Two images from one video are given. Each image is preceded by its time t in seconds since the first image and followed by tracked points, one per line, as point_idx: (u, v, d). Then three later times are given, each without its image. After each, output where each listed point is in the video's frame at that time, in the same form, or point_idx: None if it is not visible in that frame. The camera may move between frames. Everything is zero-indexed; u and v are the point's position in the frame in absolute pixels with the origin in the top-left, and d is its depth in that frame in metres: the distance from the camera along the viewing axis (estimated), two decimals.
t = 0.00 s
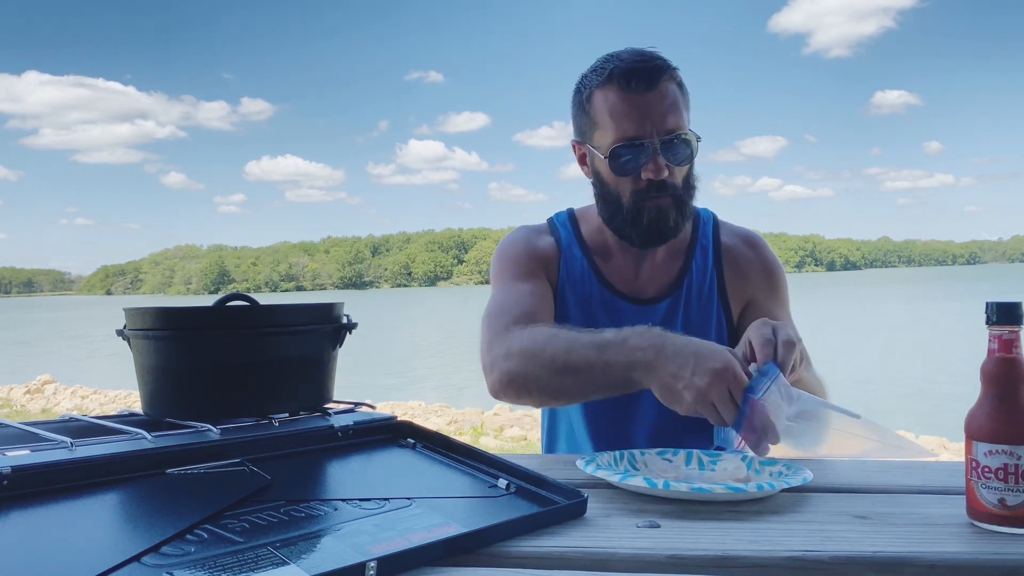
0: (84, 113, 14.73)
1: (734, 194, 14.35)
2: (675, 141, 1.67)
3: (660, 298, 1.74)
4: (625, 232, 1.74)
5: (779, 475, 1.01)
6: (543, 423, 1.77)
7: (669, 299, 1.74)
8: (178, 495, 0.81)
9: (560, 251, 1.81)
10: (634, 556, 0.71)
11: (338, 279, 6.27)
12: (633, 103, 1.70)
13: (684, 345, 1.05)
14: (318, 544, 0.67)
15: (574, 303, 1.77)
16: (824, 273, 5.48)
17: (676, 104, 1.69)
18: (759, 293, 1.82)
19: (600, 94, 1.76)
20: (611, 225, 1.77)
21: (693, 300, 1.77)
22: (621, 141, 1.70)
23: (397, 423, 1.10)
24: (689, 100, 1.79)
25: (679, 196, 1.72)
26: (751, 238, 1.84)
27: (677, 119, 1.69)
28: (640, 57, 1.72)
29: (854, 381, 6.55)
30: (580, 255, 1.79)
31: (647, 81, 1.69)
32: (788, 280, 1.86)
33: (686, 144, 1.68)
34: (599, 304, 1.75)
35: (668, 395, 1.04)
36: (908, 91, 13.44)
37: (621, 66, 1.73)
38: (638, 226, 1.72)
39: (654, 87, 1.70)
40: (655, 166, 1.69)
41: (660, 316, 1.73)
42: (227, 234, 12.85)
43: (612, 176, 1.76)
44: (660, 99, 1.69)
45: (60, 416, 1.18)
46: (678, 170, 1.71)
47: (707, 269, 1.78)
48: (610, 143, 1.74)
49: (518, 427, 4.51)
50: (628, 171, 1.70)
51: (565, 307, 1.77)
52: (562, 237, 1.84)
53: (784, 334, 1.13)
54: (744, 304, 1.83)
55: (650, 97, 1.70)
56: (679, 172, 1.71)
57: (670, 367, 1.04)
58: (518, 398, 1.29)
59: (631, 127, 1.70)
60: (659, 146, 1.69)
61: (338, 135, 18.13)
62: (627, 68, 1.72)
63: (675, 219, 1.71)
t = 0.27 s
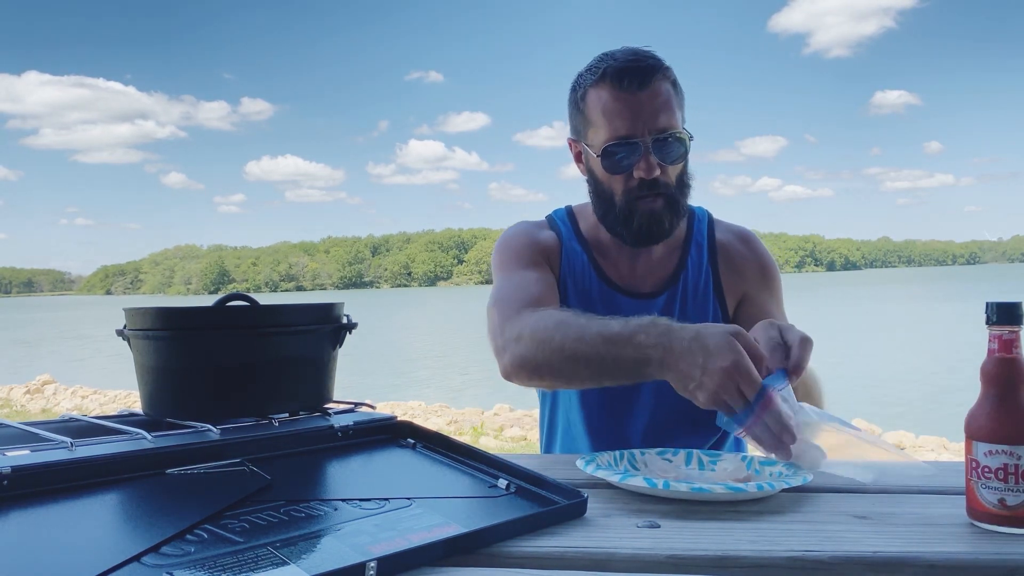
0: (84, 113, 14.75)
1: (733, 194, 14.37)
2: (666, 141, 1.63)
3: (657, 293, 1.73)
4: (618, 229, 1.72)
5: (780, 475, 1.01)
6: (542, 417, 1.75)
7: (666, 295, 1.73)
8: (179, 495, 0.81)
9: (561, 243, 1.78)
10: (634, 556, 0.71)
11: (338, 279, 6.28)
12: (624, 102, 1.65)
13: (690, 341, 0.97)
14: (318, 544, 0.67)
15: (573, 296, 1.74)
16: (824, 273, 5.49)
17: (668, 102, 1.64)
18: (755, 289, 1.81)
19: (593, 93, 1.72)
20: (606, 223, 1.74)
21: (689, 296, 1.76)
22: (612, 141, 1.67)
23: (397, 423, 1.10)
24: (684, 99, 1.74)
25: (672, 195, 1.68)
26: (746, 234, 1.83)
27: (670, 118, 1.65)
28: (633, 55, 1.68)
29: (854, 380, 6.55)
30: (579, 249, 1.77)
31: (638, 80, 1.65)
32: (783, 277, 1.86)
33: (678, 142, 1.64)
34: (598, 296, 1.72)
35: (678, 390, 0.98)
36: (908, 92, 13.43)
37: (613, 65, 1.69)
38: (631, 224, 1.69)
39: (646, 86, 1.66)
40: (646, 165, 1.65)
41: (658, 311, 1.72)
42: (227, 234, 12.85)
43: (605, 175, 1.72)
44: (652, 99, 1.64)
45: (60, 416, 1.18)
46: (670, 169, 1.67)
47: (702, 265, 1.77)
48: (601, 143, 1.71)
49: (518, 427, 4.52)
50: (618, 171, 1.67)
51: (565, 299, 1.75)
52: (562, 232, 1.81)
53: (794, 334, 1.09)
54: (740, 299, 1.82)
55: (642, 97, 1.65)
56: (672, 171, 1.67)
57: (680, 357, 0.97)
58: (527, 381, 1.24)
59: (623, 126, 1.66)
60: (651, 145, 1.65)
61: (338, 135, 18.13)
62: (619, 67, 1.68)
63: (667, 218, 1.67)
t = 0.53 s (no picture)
0: (84, 113, 14.73)
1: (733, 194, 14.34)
2: (666, 147, 1.62)
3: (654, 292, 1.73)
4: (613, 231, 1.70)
5: (779, 475, 1.01)
6: (540, 421, 1.76)
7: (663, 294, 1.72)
8: (179, 494, 0.81)
9: (556, 247, 1.76)
10: (634, 556, 0.71)
11: (338, 279, 6.27)
12: (627, 105, 1.63)
13: (669, 308, 1.03)
14: (318, 543, 0.67)
15: (570, 297, 1.73)
16: (824, 273, 5.49)
17: (672, 109, 1.63)
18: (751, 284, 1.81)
19: (597, 93, 1.69)
20: (602, 224, 1.73)
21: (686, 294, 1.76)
22: (612, 142, 1.65)
23: (397, 423, 1.11)
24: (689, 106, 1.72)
25: (669, 202, 1.67)
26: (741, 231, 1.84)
27: (671, 125, 1.63)
28: (641, 58, 1.66)
29: (852, 381, 6.55)
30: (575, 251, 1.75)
31: (644, 85, 1.63)
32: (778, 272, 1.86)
33: (679, 150, 1.62)
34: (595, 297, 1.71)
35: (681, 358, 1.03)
36: (907, 92, 13.43)
37: (621, 66, 1.66)
38: (625, 229, 1.67)
39: (651, 91, 1.64)
40: (644, 170, 1.63)
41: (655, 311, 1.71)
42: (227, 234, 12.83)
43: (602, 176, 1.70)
44: (656, 104, 1.62)
45: (61, 415, 1.18)
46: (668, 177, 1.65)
47: (699, 264, 1.77)
48: (600, 145, 1.69)
49: (518, 427, 4.52)
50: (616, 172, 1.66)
51: (562, 301, 1.73)
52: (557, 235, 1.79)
53: (817, 304, 1.09)
54: (737, 294, 1.83)
55: (646, 102, 1.63)
56: (671, 178, 1.66)
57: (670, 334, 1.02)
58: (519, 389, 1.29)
59: (623, 130, 1.64)
60: (651, 149, 1.63)
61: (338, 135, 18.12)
62: (626, 68, 1.65)
63: (662, 225, 1.66)
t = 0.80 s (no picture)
0: (84, 113, 14.74)
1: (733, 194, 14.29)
2: (685, 161, 1.61)
3: (656, 300, 1.68)
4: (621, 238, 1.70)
5: (780, 475, 1.01)
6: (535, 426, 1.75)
7: (664, 301, 1.67)
8: (180, 495, 0.81)
9: (553, 256, 1.74)
10: (634, 556, 0.71)
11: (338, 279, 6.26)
12: (651, 114, 1.61)
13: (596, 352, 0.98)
14: (319, 543, 0.67)
15: (567, 306, 1.70)
16: (824, 273, 5.50)
17: (695, 121, 1.61)
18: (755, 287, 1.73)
19: (620, 98, 1.67)
20: (613, 231, 1.72)
21: (689, 299, 1.70)
22: (633, 150, 1.63)
23: (397, 423, 1.11)
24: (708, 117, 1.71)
25: (683, 213, 1.66)
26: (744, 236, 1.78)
27: (693, 135, 1.62)
28: (666, 66, 1.63)
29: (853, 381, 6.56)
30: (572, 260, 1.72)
31: (669, 95, 1.60)
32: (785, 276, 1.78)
33: (698, 163, 1.62)
34: (594, 305, 1.68)
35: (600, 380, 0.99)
36: (907, 92, 13.42)
37: (646, 73, 1.64)
38: (636, 238, 1.67)
39: (676, 101, 1.61)
40: (663, 181, 1.63)
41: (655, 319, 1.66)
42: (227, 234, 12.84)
43: (620, 182, 1.69)
44: (678, 115, 1.60)
45: (61, 415, 1.18)
46: (684, 189, 1.65)
47: (703, 271, 1.71)
48: (620, 149, 1.67)
49: (518, 427, 4.51)
50: (634, 179, 1.64)
51: (559, 310, 1.69)
52: (557, 243, 1.77)
53: (846, 297, 1.06)
54: (742, 302, 1.75)
55: (669, 112, 1.61)
56: (687, 188, 1.65)
57: (597, 368, 0.97)
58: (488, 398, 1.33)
59: (645, 138, 1.62)
60: (672, 160, 1.62)
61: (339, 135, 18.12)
62: (651, 76, 1.63)
63: (675, 235, 1.65)
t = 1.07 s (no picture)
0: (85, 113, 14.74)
1: (734, 195, 14.17)
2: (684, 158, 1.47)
3: (663, 302, 1.55)
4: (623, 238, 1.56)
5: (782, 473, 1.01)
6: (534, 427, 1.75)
7: (671, 303, 1.55)
8: (179, 495, 0.81)
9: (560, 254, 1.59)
10: (635, 556, 0.71)
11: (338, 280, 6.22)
12: (645, 111, 1.48)
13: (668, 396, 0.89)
14: (318, 543, 0.67)
15: (579, 310, 1.55)
16: (824, 273, 5.50)
17: (692, 117, 1.47)
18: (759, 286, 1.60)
19: (614, 97, 1.54)
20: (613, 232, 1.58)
21: (694, 300, 1.57)
22: (630, 149, 1.50)
23: (397, 423, 1.10)
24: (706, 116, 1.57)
25: (684, 211, 1.52)
26: (748, 234, 1.65)
27: (691, 132, 1.48)
28: (661, 62, 1.51)
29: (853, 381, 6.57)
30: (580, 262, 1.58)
31: (665, 90, 1.47)
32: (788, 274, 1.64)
33: (697, 160, 1.48)
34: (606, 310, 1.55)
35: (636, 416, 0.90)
36: (908, 92, 13.41)
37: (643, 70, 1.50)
38: (638, 239, 1.53)
39: (673, 98, 1.47)
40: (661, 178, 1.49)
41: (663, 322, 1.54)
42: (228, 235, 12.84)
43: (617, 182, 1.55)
44: (675, 113, 1.46)
45: (61, 415, 1.18)
46: (685, 187, 1.51)
47: (708, 272, 1.59)
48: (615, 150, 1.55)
49: (518, 426, 4.51)
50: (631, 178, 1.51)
51: (570, 314, 1.55)
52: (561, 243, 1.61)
53: (852, 311, 1.05)
54: (747, 302, 1.62)
55: (666, 109, 1.47)
56: (686, 186, 1.51)
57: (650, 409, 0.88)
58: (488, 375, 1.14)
59: (641, 136, 1.49)
60: (670, 158, 1.48)
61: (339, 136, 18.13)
62: (648, 74, 1.49)
63: (676, 235, 1.51)
